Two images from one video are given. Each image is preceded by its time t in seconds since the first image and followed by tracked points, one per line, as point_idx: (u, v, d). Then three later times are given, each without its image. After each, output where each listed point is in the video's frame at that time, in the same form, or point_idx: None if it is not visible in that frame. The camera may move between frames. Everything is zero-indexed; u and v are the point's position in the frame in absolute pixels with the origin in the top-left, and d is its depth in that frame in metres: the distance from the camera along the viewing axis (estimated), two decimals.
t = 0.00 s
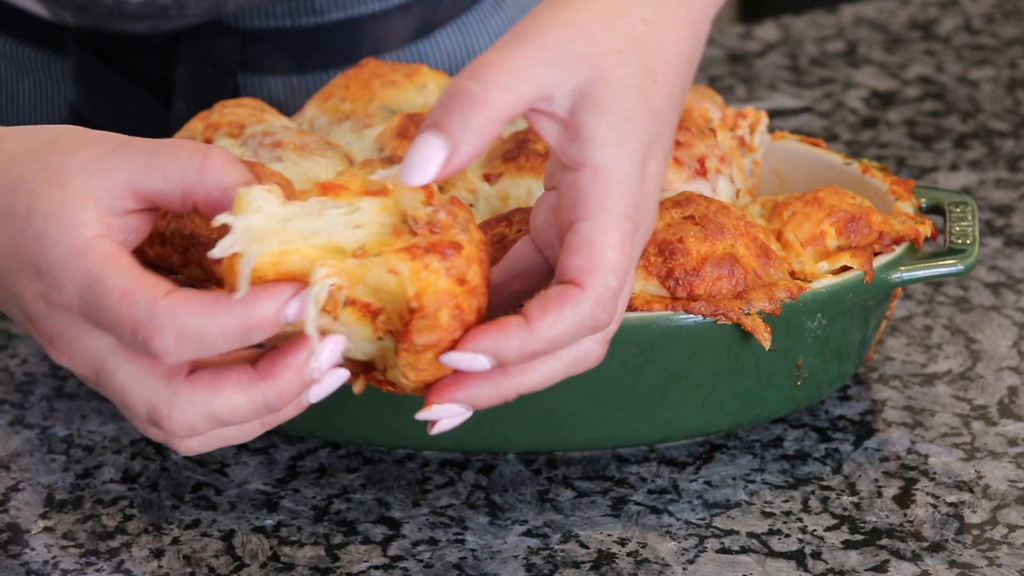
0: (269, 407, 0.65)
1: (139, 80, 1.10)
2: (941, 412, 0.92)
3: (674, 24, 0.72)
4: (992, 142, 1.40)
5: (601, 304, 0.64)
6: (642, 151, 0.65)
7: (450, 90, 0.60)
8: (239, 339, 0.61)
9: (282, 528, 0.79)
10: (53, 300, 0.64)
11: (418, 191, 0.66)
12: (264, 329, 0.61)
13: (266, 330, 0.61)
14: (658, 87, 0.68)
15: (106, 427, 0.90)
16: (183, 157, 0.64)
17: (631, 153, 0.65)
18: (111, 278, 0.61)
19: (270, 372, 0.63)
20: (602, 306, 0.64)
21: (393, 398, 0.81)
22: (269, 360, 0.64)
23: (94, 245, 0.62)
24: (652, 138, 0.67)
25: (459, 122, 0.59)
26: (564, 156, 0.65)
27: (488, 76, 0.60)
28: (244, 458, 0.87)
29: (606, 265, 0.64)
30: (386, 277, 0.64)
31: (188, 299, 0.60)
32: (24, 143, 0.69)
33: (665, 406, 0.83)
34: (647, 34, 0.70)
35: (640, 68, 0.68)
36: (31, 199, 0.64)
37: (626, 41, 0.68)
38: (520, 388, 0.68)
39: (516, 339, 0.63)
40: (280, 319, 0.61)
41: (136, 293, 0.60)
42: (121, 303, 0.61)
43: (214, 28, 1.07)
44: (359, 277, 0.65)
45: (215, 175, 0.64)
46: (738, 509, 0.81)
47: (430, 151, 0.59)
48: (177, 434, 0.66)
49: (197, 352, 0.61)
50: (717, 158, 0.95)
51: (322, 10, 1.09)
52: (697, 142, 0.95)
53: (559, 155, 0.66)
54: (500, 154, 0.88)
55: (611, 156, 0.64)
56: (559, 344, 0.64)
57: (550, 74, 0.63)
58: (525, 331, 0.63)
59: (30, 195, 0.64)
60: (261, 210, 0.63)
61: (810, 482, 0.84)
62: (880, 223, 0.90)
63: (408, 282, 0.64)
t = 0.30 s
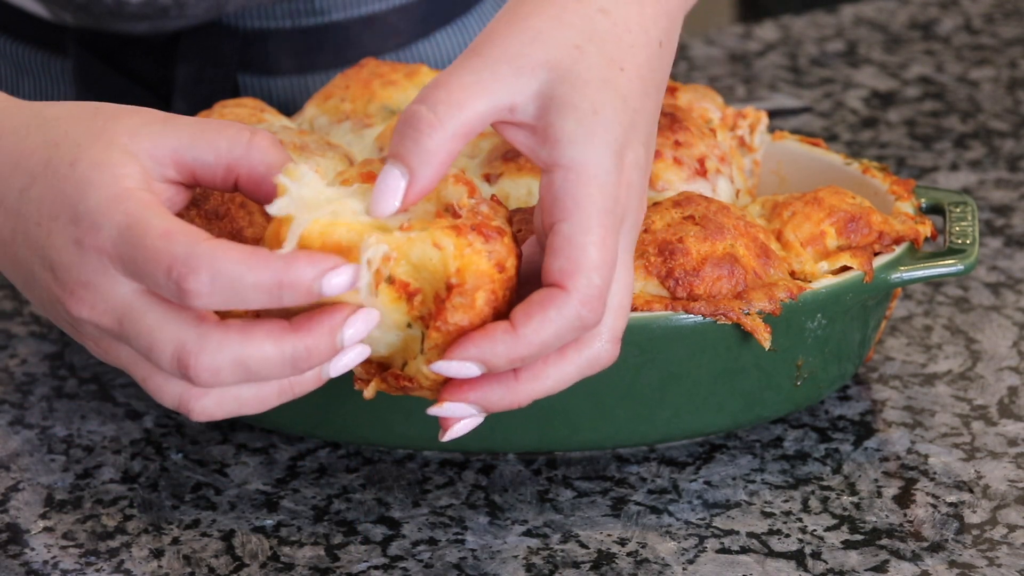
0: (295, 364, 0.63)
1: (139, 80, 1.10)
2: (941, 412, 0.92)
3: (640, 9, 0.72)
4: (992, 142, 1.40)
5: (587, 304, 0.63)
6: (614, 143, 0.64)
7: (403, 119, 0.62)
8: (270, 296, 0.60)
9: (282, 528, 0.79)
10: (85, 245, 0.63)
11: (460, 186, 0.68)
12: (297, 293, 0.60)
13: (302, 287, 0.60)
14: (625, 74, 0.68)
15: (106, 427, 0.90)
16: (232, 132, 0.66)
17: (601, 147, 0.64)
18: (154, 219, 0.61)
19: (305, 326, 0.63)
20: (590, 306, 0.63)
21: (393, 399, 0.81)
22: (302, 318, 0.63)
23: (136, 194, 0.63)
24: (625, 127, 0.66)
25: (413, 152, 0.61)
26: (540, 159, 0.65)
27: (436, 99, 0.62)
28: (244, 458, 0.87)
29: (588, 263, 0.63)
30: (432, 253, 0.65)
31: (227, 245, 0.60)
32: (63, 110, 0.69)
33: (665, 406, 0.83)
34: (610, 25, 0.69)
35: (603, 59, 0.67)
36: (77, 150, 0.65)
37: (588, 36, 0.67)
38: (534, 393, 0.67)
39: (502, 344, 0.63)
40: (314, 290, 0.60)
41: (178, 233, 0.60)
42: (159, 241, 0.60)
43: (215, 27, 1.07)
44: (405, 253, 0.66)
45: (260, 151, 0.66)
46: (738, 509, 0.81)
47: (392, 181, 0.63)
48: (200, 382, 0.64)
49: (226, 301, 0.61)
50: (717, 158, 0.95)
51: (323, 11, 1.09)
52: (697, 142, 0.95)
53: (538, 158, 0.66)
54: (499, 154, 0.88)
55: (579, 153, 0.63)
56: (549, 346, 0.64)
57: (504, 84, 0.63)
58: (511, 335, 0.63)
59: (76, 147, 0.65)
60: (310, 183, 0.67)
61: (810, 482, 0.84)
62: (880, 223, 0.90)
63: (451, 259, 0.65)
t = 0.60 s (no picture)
0: (301, 370, 0.64)
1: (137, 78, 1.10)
2: (941, 412, 0.92)
3: (643, 17, 0.72)
4: (992, 142, 1.39)
5: (583, 311, 0.62)
6: (615, 151, 0.64)
7: (409, 138, 0.62)
8: (281, 303, 0.61)
9: (282, 528, 0.79)
10: (96, 247, 0.63)
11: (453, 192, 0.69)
12: (306, 294, 0.62)
13: (310, 283, 0.62)
14: (628, 82, 0.67)
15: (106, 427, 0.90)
16: (250, 138, 0.66)
17: (602, 155, 0.63)
18: (167, 225, 0.61)
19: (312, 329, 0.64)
20: (588, 313, 0.62)
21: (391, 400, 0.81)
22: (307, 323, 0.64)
23: (150, 199, 0.62)
24: (628, 135, 0.65)
25: (423, 173, 0.63)
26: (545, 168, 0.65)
27: (439, 115, 0.62)
28: (244, 458, 0.87)
29: (586, 271, 0.62)
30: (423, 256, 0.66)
31: (241, 252, 0.60)
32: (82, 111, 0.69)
33: (664, 406, 0.83)
34: (614, 34, 0.69)
35: (605, 67, 0.67)
36: (94, 151, 0.65)
37: (591, 45, 0.67)
38: (530, 398, 0.67)
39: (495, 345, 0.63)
40: (322, 280, 0.62)
41: (190, 241, 0.60)
42: (172, 247, 0.60)
43: (215, 28, 1.06)
44: (393, 255, 0.66)
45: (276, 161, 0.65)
46: (738, 509, 0.81)
47: (409, 206, 0.64)
48: (207, 390, 0.63)
49: (237, 310, 0.60)
50: (717, 157, 0.95)
51: (323, 10, 1.09)
52: (697, 142, 0.94)
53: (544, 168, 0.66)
54: (499, 154, 0.88)
55: (581, 161, 0.63)
56: (544, 353, 0.63)
57: (506, 94, 0.63)
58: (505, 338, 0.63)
59: (94, 149, 0.65)
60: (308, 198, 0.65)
61: (811, 482, 0.84)
62: (881, 223, 0.90)
63: (445, 259, 0.65)
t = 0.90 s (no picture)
0: (284, 366, 0.62)
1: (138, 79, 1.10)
2: (941, 412, 0.92)
3: (691, 24, 0.72)
4: (992, 142, 1.39)
5: (571, 277, 0.61)
6: (647, 147, 0.64)
7: (455, 95, 0.59)
8: (264, 292, 0.59)
9: (282, 529, 0.79)
10: (79, 236, 0.63)
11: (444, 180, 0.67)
12: (289, 290, 0.59)
13: (296, 282, 0.58)
14: (669, 85, 0.68)
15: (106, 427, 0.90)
16: (230, 127, 0.65)
17: (635, 147, 0.64)
18: (148, 211, 0.60)
19: (294, 326, 0.62)
20: (576, 281, 0.61)
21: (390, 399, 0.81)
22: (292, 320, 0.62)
23: (130, 186, 0.62)
24: (660, 135, 0.66)
25: (466, 131, 0.59)
26: (572, 149, 0.65)
27: (495, 76, 0.59)
28: (244, 458, 0.87)
29: (583, 239, 0.61)
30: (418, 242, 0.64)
31: (224, 241, 0.58)
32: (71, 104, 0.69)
33: (665, 407, 0.83)
34: (662, 34, 0.69)
35: (653, 65, 0.67)
36: (75, 142, 0.65)
37: (643, 40, 0.67)
38: (521, 390, 0.66)
39: (478, 288, 0.60)
40: (309, 281, 0.58)
41: (173, 227, 0.59)
42: (154, 234, 0.59)
43: (215, 28, 1.07)
44: (394, 244, 0.65)
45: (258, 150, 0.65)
46: (738, 509, 0.81)
47: (437, 159, 0.59)
48: (187, 381, 0.63)
49: (219, 298, 0.59)
50: (717, 157, 0.95)
51: (322, 11, 1.09)
52: (697, 142, 0.95)
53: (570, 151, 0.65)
54: (499, 154, 0.88)
55: (613, 148, 0.63)
56: (526, 311, 0.61)
57: (559, 69, 0.62)
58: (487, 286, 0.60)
59: (74, 139, 0.65)
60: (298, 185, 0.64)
61: (811, 482, 0.84)
62: (880, 223, 0.90)
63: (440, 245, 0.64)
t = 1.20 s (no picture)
0: (282, 365, 0.63)
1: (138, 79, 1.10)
2: (941, 412, 0.92)
3: (684, 38, 0.71)
4: (992, 142, 1.39)
5: (560, 274, 0.61)
6: (645, 154, 0.64)
7: (450, 113, 0.61)
8: (262, 288, 0.60)
9: (282, 529, 0.79)
10: (68, 250, 0.62)
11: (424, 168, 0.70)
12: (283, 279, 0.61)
13: (284, 272, 0.61)
14: (664, 95, 0.67)
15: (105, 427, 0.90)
16: (220, 129, 0.64)
17: (633, 153, 0.63)
18: (137, 221, 0.60)
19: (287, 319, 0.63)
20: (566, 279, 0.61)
21: (389, 398, 0.81)
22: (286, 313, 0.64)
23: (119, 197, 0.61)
24: (657, 143, 0.65)
25: (461, 149, 0.61)
26: (571, 155, 0.65)
27: (486, 90, 0.60)
28: (244, 458, 0.87)
29: (576, 237, 0.61)
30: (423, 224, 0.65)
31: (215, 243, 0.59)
32: (61, 108, 0.68)
33: (665, 407, 0.83)
34: (657, 43, 0.69)
35: (649, 75, 0.66)
36: (63, 153, 0.64)
37: (637, 50, 0.67)
38: (500, 381, 0.65)
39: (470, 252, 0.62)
40: (294, 265, 0.61)
41: (163, 234, 0.59)
42: (145, 243, 0.59)
43: (216, 28, 1.07)
44: (372, 228, 0.66)
45: (247, 148, 0.64)
46: (738, 509, 0.81)
47: (442, 177, 0.63)
48: (187, 390, 0.63)
49: (216, 302, 0.59)
50: (717, 157, 0.95)
51: (322, 11, 1.09)
52: (697, 142, 0.95)
53: (570, 159, 0.66)
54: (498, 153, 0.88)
55: (609, 153, 0.63)
56: (511, 297, 0.61)
57: (552, 81, 0.62)
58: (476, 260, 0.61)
59: (63, 150, 0.64)
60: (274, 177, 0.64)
61: (811, 482, 0.84)
62: (880, 223, 0.90)
63: (437, 222, 0.65)
